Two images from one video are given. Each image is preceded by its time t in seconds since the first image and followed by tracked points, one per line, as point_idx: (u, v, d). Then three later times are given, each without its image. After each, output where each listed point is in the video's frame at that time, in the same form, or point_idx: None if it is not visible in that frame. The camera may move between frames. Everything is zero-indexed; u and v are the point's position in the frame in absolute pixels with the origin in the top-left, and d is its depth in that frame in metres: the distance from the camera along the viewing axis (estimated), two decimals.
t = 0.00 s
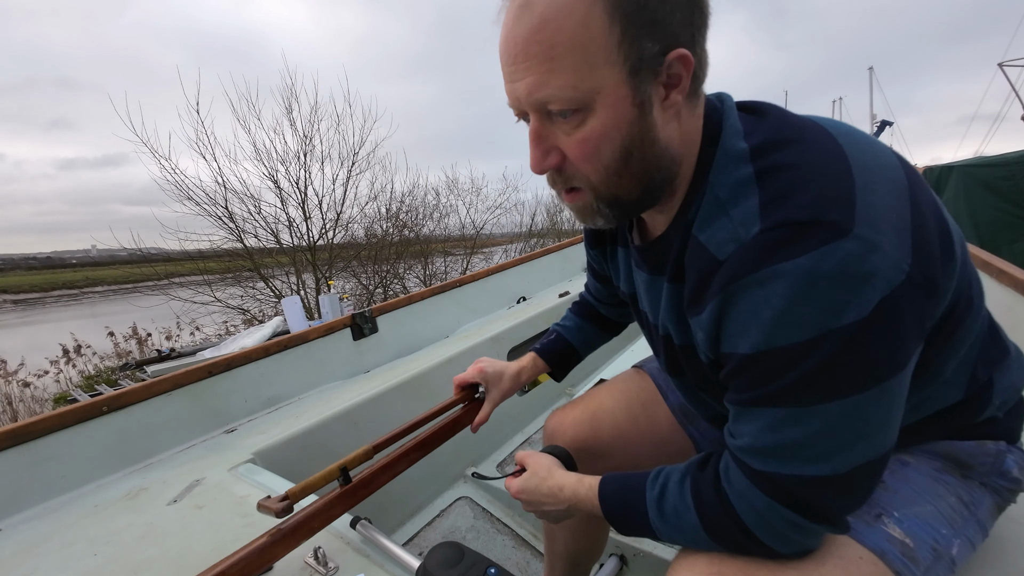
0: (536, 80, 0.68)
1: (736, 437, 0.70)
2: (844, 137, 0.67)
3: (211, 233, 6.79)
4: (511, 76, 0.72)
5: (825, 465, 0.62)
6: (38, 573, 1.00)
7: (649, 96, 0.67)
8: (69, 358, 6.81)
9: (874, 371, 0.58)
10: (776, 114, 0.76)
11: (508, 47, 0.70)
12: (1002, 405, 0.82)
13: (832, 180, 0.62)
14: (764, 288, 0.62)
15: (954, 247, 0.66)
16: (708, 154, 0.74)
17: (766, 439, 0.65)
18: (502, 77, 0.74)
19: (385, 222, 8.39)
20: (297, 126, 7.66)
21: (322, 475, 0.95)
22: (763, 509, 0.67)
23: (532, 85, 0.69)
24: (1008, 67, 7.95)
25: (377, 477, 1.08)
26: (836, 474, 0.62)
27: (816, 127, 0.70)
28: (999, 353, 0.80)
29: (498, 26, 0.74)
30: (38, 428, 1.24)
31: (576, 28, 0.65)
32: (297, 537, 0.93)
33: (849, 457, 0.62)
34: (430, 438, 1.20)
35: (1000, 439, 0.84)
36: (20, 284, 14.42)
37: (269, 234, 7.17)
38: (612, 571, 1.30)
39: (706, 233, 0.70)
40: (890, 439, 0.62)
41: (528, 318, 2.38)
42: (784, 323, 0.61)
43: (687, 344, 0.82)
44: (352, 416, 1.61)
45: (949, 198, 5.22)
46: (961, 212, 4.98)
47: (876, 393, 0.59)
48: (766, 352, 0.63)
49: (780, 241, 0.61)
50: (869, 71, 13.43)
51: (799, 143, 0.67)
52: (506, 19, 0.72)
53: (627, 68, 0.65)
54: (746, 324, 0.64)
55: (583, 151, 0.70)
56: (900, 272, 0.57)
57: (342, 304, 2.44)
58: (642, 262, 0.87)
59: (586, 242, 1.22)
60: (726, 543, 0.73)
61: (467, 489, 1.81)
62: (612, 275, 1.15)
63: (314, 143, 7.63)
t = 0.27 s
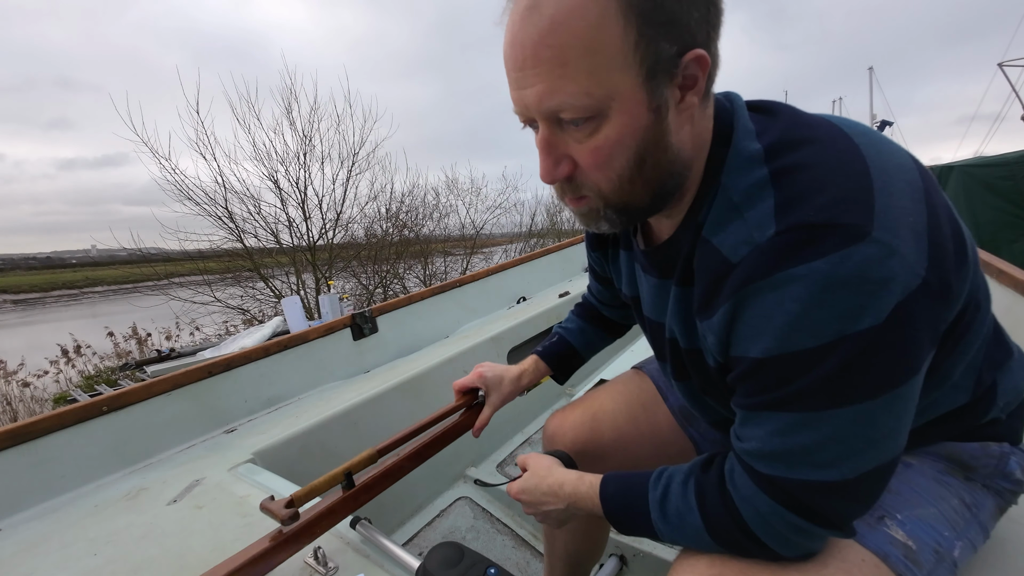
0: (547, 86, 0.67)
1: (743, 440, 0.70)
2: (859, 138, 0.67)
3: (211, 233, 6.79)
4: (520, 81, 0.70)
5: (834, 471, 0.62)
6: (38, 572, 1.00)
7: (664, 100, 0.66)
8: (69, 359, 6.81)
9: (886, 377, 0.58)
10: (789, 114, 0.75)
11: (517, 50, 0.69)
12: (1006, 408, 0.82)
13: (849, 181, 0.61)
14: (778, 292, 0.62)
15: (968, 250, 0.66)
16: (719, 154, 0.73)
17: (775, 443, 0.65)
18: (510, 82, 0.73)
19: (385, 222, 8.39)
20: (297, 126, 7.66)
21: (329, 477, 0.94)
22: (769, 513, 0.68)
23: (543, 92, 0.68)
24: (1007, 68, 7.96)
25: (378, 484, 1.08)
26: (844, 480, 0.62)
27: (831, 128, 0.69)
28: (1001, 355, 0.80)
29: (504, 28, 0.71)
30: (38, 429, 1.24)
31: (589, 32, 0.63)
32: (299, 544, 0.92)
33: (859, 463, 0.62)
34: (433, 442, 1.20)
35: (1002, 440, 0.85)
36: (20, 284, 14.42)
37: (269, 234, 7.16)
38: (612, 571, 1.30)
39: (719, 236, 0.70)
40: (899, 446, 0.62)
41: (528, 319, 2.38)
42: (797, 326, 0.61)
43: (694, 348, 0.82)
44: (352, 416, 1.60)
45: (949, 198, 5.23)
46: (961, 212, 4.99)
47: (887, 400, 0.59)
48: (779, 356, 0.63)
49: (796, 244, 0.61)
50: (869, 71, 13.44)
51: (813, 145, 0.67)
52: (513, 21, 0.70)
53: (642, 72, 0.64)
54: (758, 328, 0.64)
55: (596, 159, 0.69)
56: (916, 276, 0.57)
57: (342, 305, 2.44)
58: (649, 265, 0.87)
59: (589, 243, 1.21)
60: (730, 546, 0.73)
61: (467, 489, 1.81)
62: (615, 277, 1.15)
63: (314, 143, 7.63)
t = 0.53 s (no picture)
0: (546, 102, 0.67)
1: (745, 441, 0.70)
2: (865, 137, 0.67)
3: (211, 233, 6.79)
4: (519, 95, 0.70)
5: (835, 471, 0.62)
6: (38, 572, 1.00)
7: (664, 112, 0.66)
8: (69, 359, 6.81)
9: (888, 378, 0.58)
10: (793, 114, 0.75)
11: (515, 65, 0.68)
12: (1008, 408, 0.82)
13: (855, 182, 0.61)
14: (782, 292, 0.62)
15: (972, 251, 0.66)
16: (723, 154, 0.73)
17: (777, 444, 0.65)
18: (509, 95, 0.72)
19: (385, 222, 8.39)
20: (297, 126, 7.66)
21: (336, 480, 0.94)
22: (770, 513, 0.68)
23: (542, 108, 0.67)
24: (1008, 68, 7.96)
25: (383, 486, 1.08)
26: (846, 481, 0.62)
27: (837, 128, 0.69)
28: (1003, 356, 0.80)
29: (502, 41, 0.71)
30: (38, 429, 1.24)
31: (587, 49, 0.63)
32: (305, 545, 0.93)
33: (862, 464, 0.62)
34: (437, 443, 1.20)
35: (1004, 441, 0.85)
36: (20, 284, 14.42)
37: (269, 234, 7.16)
38: (612, 571, 1.30)
39: (724, 236, 0.70)
40: (902, 447, 0.62)
41: (528, 318, 2.38)
42: (801, 327, 0.61)
43: (696, 349, 0.82)
44: (352, 416, 1.60)
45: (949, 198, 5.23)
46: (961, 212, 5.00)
47: (890, 401, 0.59)
48: (782, 356, 0.63)
49: (801, 245, 0.61)
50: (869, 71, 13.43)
51: (819, 145, 0.66)
52: (510, 34, 0.69)
53: (642, 87, 0.63)
54: (762, 328, 0.64)
55: (596, 172, 0.69)
56: (920, 277, 0.57)
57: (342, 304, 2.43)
58: (651, 266, 0.87)
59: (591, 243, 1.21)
60: (730, 546, 0.73)
61: (467, 489, 1.81)
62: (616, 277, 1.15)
63: (314, 143, 7.63)
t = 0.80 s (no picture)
0: (542, 121, 0.67)
1: (743, 440, 0.70)
2: (862, 138, 0.67)
3: (211, 233, 6.79)
4: (515, 113, 0.70)
5: (833, 470, 0.62)
6: (38, 572, 1.00)
7: (660, 127, 0.66)
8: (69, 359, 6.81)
9: (886, 377, 0.58)
10: (789, 116, 0.75)
11: (511, 84, 0.68)
12: (1007, 407, 0.82)
13: (853, 182, 0.61)
14: (780, 291, 0.62)
15: (970, 251, 0.66)
16: (723, 157, 0.73)
17: (775, 444, 0.65)
18: (505, 111, 0.72)
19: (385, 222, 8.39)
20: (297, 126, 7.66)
21: (338, 484, 0.95)
22: (768, 512, 0.68)
23: (538, 127, 0.67)
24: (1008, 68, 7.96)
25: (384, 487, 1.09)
26: (844, 480, 0.62)
27: (834, 129, 0.69)
28: (1001, 356, 0.80)
29: (497, 60, 0.70)
30: (38, 429, 1.24)
31: (581, 69, 0.62)
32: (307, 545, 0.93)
33: (859, 463, 0.62)
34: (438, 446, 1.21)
35: (1003, 440, 0.85)
36: (20, 284, 14.43)
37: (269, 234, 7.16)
38: (611, 571, 1.30)
39: (723, 238, 0.70)
40: (899, 446, 0.62)
41: (528, 319, 2.38)
42: (798, 326, 0.61)
43: (695, 350, 0.82)
44: (352, 416, 1.60)
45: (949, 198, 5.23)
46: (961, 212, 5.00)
47: (887, 400, 0.59)
48: (780, 356, 0.63)
49: (798, 245, 0.61)
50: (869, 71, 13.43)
51: (817, 146, 0.66)
52: (505, 53, 0.68)
53: (638, 104, 0.63)
54: (760, 328, 0.64)
55: (594, 186, 0.69)
56: (918, 276, 0.57)
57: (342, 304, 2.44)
58: (649, 268, 0.87)
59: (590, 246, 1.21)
60: (728, 544, 0.73)
61: (467, 489, 1.81)
62: (615, 279, 1.15)
63: (314, 143, 7.63)
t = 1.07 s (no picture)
0: (542, 128, 0.67)
1: (741, 440, 0.70)
2: (859, 138, 0.67)
3: (211, 233, 6.78)
4: (515, 119, 0.70)
5: (832, 470, 0.62)
6: (38, 572, 1.00)
7: (660, 132, 0.66)
8: (69, 359, 6.80)
9: (884, 376, 0.58)
10: (785, 116, 0.75)
11: (511, 90, 0.68)
12: (1006, 406, 0.82)
13: (851, 182, 0.61)
14: (779, 291, 0.62)
15: (966, 250, 0.66)
16: (721, 158, 0.73)
17: (774, 444, 0.65)
18: (505, 118, 0.72)
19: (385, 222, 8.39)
20: (297, 126, 7.66)
21: (341, 487, 0.95)
22: (768, 512, 0.67)
23: (538, 133, 0.67)
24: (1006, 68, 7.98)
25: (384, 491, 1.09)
26: (843, 479, 0.62)
27: (831, 129, 0.69)
28: (1000, 355, 0.80)
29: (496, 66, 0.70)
30: (38, 428, 1.24)
31: (581, 76, 0.62)
32: (308, 549, 0.93)
33: (858, 462, 0.62)
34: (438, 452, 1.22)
35: (1003, 440, 0.85)
36: (20, 284, 14.42)
37: (269, 234, 7.16)
38: (612, 571, 1.30)
39: (722, 238, 0.69)
40: (898, 445, 0.62)
41: (528, 319, 2.38)
42: (797, 326, 0.60)
43: (693, 351, 0.82)
44: (352, 416, 1.60)
45: (949, 198, 5.24)
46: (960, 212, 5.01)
47: (885, 400, 0.59)
48: (778, 356, 0.63)
49: (797, 244, 0.61)
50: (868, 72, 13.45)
51: (814, 146, 0.66)
52: (504, 60, 0.68)
53: (638, 110, 0.63)
54: (759, 328, 0.64)
55: (594, 192, 0.69)
56: (916, 276, 0.57)
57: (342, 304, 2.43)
58: (648, 270, 0.87)
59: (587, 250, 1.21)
60: (727, 544, 0.73)
61: (467, 489, 1.81)
62: (612, 282, 1.15)
63: (314, 143, 7.63)
